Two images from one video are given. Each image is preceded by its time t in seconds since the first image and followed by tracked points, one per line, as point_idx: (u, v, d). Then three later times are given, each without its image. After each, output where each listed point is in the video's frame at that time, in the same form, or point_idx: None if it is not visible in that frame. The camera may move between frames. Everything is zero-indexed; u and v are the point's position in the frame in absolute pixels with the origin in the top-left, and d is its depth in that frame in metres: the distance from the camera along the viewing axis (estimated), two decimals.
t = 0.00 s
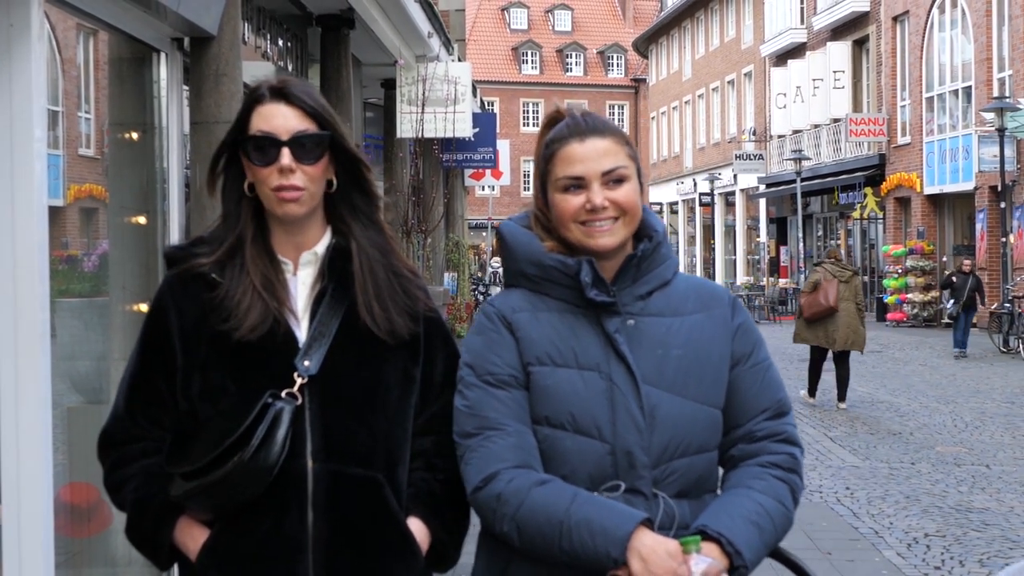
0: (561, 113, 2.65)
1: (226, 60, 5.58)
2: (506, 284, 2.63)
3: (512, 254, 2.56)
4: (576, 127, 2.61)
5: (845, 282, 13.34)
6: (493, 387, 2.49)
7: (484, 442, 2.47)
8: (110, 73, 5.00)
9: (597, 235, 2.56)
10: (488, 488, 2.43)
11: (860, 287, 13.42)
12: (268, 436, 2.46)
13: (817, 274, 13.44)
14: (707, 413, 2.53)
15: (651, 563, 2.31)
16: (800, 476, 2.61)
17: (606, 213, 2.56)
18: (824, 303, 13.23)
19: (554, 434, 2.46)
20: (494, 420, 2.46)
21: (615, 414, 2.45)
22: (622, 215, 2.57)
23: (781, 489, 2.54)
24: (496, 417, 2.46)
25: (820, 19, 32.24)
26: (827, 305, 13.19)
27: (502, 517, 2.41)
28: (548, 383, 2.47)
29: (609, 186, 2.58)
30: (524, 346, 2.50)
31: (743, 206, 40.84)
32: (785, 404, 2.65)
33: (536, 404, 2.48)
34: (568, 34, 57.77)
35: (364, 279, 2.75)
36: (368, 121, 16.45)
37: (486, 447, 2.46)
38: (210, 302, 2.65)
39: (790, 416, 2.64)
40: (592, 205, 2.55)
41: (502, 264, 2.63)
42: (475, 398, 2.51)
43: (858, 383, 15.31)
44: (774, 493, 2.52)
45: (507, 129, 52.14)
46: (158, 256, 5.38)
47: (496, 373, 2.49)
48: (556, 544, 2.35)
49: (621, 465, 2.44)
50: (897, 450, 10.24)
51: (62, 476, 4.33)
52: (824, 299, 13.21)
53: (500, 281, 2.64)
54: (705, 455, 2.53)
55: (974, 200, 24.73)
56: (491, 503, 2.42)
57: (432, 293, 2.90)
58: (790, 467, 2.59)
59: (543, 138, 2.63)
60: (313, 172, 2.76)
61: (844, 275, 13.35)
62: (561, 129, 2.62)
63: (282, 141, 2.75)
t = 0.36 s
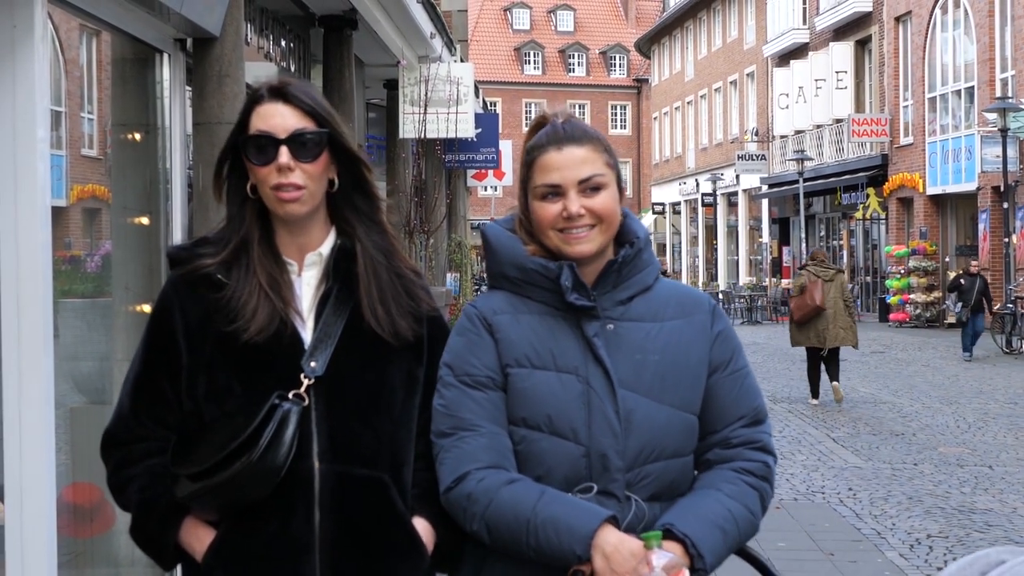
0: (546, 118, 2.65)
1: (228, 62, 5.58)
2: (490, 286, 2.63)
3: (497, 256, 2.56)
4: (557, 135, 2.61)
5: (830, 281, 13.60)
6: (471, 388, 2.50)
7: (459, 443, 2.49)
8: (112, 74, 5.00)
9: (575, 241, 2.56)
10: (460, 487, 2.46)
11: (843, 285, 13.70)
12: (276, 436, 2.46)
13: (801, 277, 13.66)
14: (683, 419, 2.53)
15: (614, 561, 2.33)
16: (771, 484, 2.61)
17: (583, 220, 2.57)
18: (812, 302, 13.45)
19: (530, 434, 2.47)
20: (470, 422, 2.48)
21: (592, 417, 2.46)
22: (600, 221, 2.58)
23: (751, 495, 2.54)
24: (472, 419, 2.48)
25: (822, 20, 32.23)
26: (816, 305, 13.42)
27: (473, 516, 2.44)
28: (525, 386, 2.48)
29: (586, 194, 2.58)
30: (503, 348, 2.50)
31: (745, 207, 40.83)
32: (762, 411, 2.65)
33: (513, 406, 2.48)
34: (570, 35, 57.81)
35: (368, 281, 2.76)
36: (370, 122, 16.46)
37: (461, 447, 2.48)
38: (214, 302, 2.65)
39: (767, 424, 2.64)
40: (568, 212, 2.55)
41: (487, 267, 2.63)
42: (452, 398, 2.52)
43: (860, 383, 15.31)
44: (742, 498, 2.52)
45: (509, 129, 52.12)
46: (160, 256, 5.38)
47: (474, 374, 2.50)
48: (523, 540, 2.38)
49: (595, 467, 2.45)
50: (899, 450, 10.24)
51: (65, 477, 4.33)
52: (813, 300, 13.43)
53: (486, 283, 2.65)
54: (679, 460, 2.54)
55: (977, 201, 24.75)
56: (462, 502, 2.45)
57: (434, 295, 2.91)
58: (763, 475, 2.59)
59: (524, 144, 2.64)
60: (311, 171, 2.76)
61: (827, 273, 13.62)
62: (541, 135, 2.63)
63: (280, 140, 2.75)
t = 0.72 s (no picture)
0: (549, 119, 2.64)
1: (229, 62, 5.55)
2: (492, 288, 2.61)
3: (499, 258, 2.55)
4: (557, 137, 2.59)
5: (825, 287, 13.91)
6: (471, 389, 2.49)
7: (458, 443, 2.48)
8: (113, 75, 4.98)
9: (574, 243, 2.56)
10: (459, 487, 2.45)
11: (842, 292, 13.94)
12: (283, 436, 2.42)
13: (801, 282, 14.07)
14: (683, 418, 2.52)
15: (612, 561, 2.31)
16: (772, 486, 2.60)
17: (582, 223, 2.56)
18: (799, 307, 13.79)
19: (531, 434, 2.45)
20: (470, 421, 2.47)
21: (591, 418, 2.44)
22: (599, 223, 2.57)
23: (751, 497, 2.53)
24: (472, 419, 2.47)
25: (826, 20, 32.17)
26: (801, 311, 13.76)
27: (472, 515, 2.43)
28: (526, 386, 2.47)
29: (585, 196, 2.57)
30: (504, 348, 2.50)
31: (748, 208, 40.77)
32: (764, 412, 2.64)
33: (514, 405, 2.47)
34: (573, 36, 57.78)
35: (373, 282, 2.73)
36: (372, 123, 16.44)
37: (460, 446, 2.47)
38: (220, 302, 2.62)
39: (768, 426, 2.63)
40: (567, 214, 2.55)
41: (490, 268, 2.61)
42: (453, 399, 2.52)
43: (864, 385, 15.27)
44: (742, 500, 2.51)
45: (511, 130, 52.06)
46: (160, 257, 5.34)
47: (475, 374, 2.50)
48: (522, 539, 2.36)
49: (594, 467, 2.44)
50: (902, 452, 10.20)
51: (65, 479, 4.30)
52: (799, 305, 13.81)
53: (488, 284, 2.63)
54: (679, 461, 2.52)
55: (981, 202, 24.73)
56: (462, 502, 2.44)
57: (437, 297, 2.89)
58: (763, 477, 2.57)
59: (524, 147, 2.63)
60: (315, 171, 2.73)
61: (824, 278, 13.92)
62: (541, 137, 2.61)
63: (284, 140, 2.72)
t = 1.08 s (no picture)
0: (567, 121, 2.64)
1: (229, 65, 5.54)
2: (514, 288, 2.62)
3: (520, 259, 2.56)
4: (576, 137, 2.60)
5: (825, 285, 13.93)
6: (493, 390, 2.49)
7: (481, 444, 2.48)
8: (114, 77, 4.98)
9: (595, 242, 2.55)
10: (482, 489, 2.44)
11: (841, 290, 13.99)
12: (278, 437, 2.43)
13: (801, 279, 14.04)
14: (707, 419, 2.52)
15: (636, 564, 2.30)
16: (796, 489, 2.61)
17: (602, 222, 2.55)
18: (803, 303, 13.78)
19: (554, 436, 2.45)
20: (491, 423, 2.47)
21: (615, 419, 2.44)
22: (619, 223, 2.56)
23: (776, 499, 2.54)
24: (493, 420, 2.47)
25: (826, 22, 32.19)
26: (806, 306, 13.74)
27: (494, 518, 2.42)
28: (548, 387, 2.46)
29: (605, 194, 2.57)
30: (526, 349, 2.49)
31: (749, 210, 40.78)
32: (789, 414, 2.65)
33: (536, 406, 2.47)
34: (573, 38, 57.77)
35: (371, 284, 2.72)
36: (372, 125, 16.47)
37: (484, 448, 2.47)
38: (221, 302, 2.62)
39: (793, 427, 2.64)
40: (587, 213, 2.55)
41: (511, 269, 2.62)
42: (475, 400, 2.52)
43: (864, 388, 15.26)
44: (768, 503, 2.52)
45: (511, 132, 52.03)
46: (161, 260, 5.35)
47: (497, 376, 2.50)
48: (545, 541, 2.35)
49: (618, 468, 2.43)
50: (902, 455, 10.20)
51: (65, 481, 4.29)
52: (803, 301, 13.79)
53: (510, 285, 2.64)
54: (704, 461, 2.52)
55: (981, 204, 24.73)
56: (484, 504, 2.44)
57: (437, 298, 2.88)
58: (788, 479, 2.58)
59: (545, 147, 2.63)
60: (309, 176, 2.73)
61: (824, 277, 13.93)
62: (561, 137, 2.61)
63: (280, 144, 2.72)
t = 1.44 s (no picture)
0: (603, 119, 2.65)
1: (229, 65, 5.52)
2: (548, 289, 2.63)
3: (554, 260, 2.57)
4: (612, 134, 2.61)
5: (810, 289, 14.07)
6: (530, 392, 2.50)
7: (519, 447, 2.49)
8: (112, 78, 4.98)
9: (632, 240, 2.57)
10: (521, 493, 2.45)
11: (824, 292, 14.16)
12: (273, 438, 2.42)
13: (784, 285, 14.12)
14: (748, 420, 2.52)
15: (679, 569, 2.30)
16: (839, 490, 2.59)
17: (639, 220, 2.56)
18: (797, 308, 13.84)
19: (592, 438, 2.46)
20: (529, 425, 2.48)
21: (653, 421, 2.44)
22: (656, 221, 2.57)
23: (818, 502, 2.51)
24: (531, 423, 2.48)
25: (825, 25, 32.21)
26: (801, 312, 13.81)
27: (534, 522, 2.42)
28: (585, 389, 2.47)
29: (641, 192, 2.58)
30: (562, 350, 2.50)
31: (747, 212, 40.80)
32: (829, 414, 2.64)
33: (574, 409, 2.48)
34: (572, 39, 57.81)
35: (371, 285, 2.72)
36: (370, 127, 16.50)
37: (521, 452, 2.48)
38: (220, 303, 2.63)
39: (834, 427, 2.62)
40: (624, 211, 2.56)
41: (544, 269, 2.63)
42: (512, 403, 2.53)
43: (862, 390, 15.26)
44: (809, 505, 2.50)
45: (510, 133, 52.02)
46: (159, 262, 5.35)
47: (533, 378, 2.51)
48: (586, 548, 2.35)
49: (658, 470, 2.44)
50: (900, 457, 10.20)
51: (63, 482, 4.29)
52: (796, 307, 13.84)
53: (544, 286, 2.65)
54: (745, 463, 2.52)
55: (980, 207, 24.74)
56: (524, 507, 2.44)
57: (440, 302, 2.89)
58: (830, 481, 2.56)
59: (579, 144, 2.64)
60: (315, 177, 2.74)
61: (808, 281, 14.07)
62: (598, 134, 2.63)
63: (285, 146, 2.74)
